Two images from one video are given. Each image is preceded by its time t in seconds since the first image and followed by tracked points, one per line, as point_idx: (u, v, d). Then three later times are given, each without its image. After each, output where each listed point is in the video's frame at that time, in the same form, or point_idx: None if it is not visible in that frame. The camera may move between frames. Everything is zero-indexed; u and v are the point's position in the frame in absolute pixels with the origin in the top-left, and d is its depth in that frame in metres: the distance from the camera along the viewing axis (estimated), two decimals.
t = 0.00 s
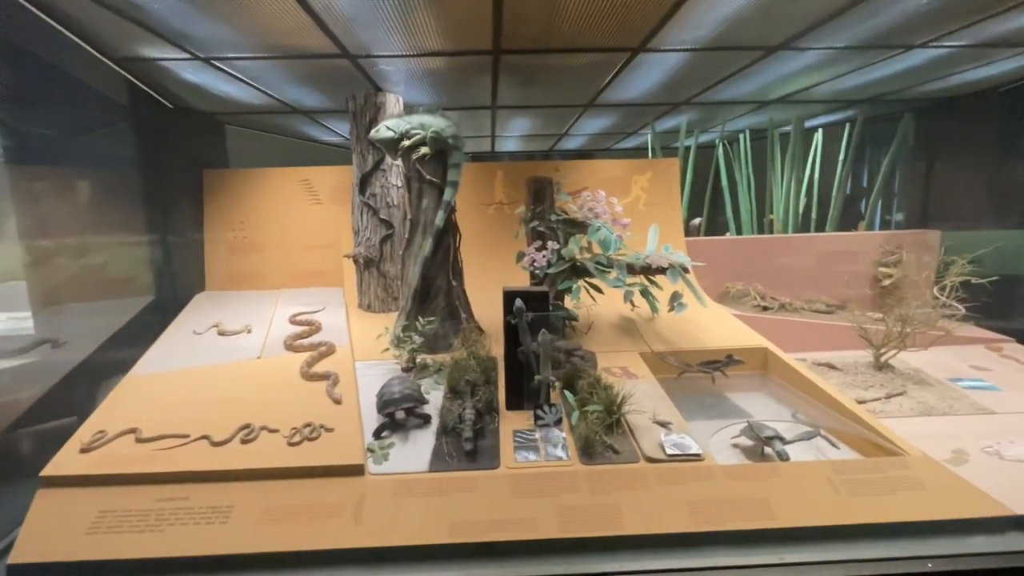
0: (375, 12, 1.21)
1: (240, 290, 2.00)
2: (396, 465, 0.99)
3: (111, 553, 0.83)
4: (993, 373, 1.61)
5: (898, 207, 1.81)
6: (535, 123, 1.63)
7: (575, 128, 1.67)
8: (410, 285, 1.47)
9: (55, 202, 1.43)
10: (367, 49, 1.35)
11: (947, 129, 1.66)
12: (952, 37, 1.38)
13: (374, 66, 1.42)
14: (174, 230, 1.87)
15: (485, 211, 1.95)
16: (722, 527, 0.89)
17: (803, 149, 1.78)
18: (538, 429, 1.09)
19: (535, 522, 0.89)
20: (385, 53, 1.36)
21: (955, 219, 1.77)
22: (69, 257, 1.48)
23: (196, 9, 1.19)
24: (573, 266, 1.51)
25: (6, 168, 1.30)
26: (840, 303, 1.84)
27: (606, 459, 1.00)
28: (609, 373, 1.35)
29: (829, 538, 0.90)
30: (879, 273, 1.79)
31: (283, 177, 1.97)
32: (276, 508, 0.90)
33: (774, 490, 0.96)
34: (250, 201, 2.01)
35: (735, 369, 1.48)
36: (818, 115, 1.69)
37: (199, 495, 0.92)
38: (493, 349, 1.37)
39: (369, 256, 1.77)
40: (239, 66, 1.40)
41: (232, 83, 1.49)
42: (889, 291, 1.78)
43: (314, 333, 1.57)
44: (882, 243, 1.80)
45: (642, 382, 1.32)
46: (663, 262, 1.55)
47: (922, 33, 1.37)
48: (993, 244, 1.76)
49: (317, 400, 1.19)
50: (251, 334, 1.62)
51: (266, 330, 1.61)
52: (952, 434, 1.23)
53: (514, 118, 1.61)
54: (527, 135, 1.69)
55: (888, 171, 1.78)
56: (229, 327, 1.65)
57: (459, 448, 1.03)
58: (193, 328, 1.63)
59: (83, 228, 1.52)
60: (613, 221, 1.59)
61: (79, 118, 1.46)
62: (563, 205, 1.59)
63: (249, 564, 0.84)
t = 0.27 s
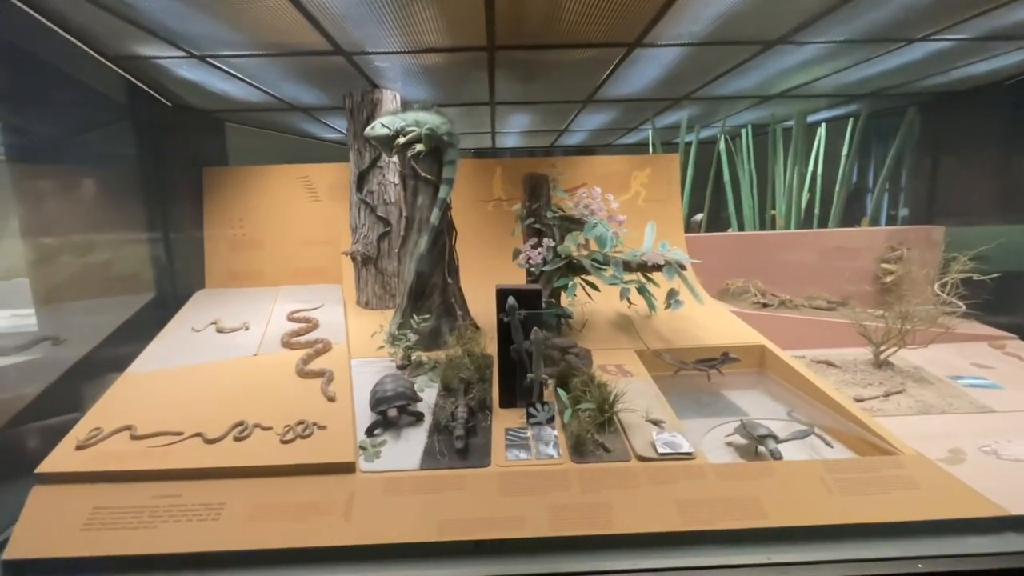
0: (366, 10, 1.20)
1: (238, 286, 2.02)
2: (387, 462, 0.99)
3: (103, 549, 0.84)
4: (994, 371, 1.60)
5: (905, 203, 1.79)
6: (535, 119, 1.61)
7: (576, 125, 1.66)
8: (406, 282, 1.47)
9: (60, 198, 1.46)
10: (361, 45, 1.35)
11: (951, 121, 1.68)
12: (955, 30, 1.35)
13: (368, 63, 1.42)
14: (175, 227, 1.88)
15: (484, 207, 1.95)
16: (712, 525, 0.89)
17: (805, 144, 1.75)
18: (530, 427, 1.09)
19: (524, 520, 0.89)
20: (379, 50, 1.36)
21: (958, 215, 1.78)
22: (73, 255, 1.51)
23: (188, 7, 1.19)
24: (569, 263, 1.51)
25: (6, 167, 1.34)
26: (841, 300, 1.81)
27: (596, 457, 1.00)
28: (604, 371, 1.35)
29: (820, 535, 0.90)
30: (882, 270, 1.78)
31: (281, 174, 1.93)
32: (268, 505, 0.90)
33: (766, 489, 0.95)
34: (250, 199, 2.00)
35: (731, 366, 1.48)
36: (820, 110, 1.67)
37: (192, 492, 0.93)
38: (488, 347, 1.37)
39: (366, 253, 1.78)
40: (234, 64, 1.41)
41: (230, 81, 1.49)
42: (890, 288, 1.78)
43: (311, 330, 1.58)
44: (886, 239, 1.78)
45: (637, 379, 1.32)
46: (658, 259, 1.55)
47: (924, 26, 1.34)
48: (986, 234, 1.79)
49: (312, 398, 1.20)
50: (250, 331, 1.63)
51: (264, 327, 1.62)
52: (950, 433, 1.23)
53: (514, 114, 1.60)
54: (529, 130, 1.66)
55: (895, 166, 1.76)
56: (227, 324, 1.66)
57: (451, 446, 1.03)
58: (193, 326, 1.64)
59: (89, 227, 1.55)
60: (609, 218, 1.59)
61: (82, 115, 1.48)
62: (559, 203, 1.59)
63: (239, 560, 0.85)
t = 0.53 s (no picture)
0: (355, 9, 1.20)
1: (239, 285, 2.04)
2: (375, 461, 1.00)
3: (92, 547, 0.85)
4: (994, 370, 1.58)
5: (907, 200, 1.74)
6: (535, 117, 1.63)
7: (576, 122, 1.67)
8: (399, 282, 1.48)
9: (66, 199, 1.52)
10: (353, 45, 1.35)
11: (953, 118, 1.62)
12: (953, 26, 1.34)
13: (362, 62, 1.42)
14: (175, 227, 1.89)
15: (484, 206, 1.96)
16: (698, 526, 0.88)
17: (805, 139, 1.74)
18: (519, 427, 1.09)
19: (510, 519, 0.89)
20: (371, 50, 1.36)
21: (965, 212, 1.73)
22: (80, 254, 1.56)
23: (179, 7, 1.19)
24: (562, 262, 1.51)
25: (7, 167, 1.39)
26: (841, 299, 1.78)
27: (583, 457, 1.00)
28: (597, 371, 1.35)
29: (807, 536, 0.89)
30: (883, 268, 1.73)
31: (277, 173, 1.92)
32: (255, 504, 0.91)
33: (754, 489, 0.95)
34: (247, 197, 1.97)
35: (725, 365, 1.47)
36: (821, 107, 1.66)
37: (182, 491, 0.94)
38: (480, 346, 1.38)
39: (363, 252, 1.79)
40: (229, 64, 1.41)
41: (226, 81, 1.49)
42: (890, 288, 1.73)
43: (306, 329, 1.59)
44: (887, 237, 1.74)
45: (629, 379, 1.32)
46: (651, 259, 1.54)
47: (921, 22, 1.33)
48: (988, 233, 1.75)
49: (304, 397, 1.20)
50: (246, 330, 1.64)
51: (260, 327, 1.63)
52: (945, 434, 1.21)
53: (513, 112, 1.62)
54: (527, 130, 1.69)
55: (897, 162, 1.72)
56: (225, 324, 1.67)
57: (439, 445, 1.03)
58: (190, 325, 1.65)
59: (95, 227, 1.60)
60: (602, 217, 1.58)
61: (80, 115, 1.48)
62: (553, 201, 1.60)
63: (225, 559, 0.85)
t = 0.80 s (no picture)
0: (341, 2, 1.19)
1: (232, 282, 2.03)
2: (362, 458, 1.00)
3: (80, 541, 0.86)
4: (995, 367, 1.56)
5: (908, 195, 1.71)
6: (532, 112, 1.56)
7: (573, 117, 1.60)
8: (393, 279, 1.48)
9: (71, 197, 1.54)
10: (344, 40, 1.33)
11: (956, 110, 1.59)
12: (954, 16, 1.31)
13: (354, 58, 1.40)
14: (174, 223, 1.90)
15: (481, 202, 1.93)
16: (684, 522, 0.88)
17: (808, 135, 1.69)
18: (508, 423, 1.09)
19: (495, 515, 0.89)
20: (362, 45, 1.34)
21: (973, 208, 1.68)
22: (86, 251, 1.59)
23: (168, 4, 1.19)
24: (556, 258, 1.52)
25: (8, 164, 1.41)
26: (842, 295, 1.74)
27: (571, 454, 1.00)
28: (589, 368, 1.35)
29: (794, 533, 0.89)
30: (885, 264, 1.72)
31: (275, 172, 1.93)
32: (242, 499, 0.91)
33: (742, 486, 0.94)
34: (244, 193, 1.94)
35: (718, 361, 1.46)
36: (825, 99, 1.59)
37: (171, 486, 0.94)
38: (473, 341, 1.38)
39: (359, 249, 1.79)
40: (222, 61, 1.40)
41: (222, 79, 1.48)
42: (894, 282, 1.71)
43: (301, 326, 1.59)
44: (890, 233, 1.71)
45: (621, 376, 1.31)
46: (645, 254, 1.56)
47: (920, 13, 1.30)
48: (994, 228, 1.70)
49: (295, 394, 1.20)
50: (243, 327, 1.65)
51: (256, 323, 1.64)
52: (941, 431, 1.20)
53: (508, 107, 1.55)
54: (527, 126, 1.60)
55: (904, 155, 1.68)
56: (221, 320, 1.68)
57: (426, 441, 1.04)
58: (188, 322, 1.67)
59: (98, 223, 1.62)
60: (596, 213, 1.58)
61: (80, 115, 1.51)
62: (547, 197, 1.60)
63: (213, 554, 0.86)
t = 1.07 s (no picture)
0: None
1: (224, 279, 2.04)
2: (340, 456, 1.00)
3: (53, 541, 0.85)
4: (982, 363, 1.56)
5: (898, 191, 1.69)
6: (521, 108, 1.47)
7: (565, 113, 1.54)
8: (378, 276, 1.49)
9: (64, 192, 1.55)
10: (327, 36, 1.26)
11: (951, 106, 1.57)
12: (938, 11, 1.28)
13: (338, 54, 1.31)
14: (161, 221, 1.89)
15: (470, 199, 1.90)
16: (659, 520, 0.88)
17: (801, 128, 1.66)
18: (488, 420, 1.09)
19: (470, 514, 0.88)
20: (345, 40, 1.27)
21: (964, 202, 1.68)
22: (77, 249, 1.60)
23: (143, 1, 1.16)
24: (541, 255, 1.52)
25: None
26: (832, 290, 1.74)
27: (549, 451, 1.00)
28: (573, 364, 1.35)
29: (769, 530, 0.89)
30: (875, 260, 1.72)
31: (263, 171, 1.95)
32: (217, 498, 0.91)
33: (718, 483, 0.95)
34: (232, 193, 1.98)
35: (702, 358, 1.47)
36: (817, 95, 1.55)
37: (147, 485, 0.94)
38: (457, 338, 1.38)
39: (346, 246, 1.80)
40: (205, 57, 1.34)
41: (206, 74, 1.42)
42: (885, 278, 1.72)
43: (287, 324, 1.59)
44: (879, 229, 1.70)
45: (604, 373, 1.32)
46: (629, 251, 1.57)
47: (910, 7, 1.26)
48: (984, 224, 1.69)
49: (276, 392, 1.20)
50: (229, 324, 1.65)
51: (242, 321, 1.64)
52: (923, 427, 1.20)
53: (498, 104, 1.46)
54: (517, 122, 1.52)
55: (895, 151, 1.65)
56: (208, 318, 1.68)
57: (404, 438, 1.04)
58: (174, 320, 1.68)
59: (93, 222, 1.63)
60: (581, 210, 1.57)
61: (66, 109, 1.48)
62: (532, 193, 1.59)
63: (184, 553, 0.86)
